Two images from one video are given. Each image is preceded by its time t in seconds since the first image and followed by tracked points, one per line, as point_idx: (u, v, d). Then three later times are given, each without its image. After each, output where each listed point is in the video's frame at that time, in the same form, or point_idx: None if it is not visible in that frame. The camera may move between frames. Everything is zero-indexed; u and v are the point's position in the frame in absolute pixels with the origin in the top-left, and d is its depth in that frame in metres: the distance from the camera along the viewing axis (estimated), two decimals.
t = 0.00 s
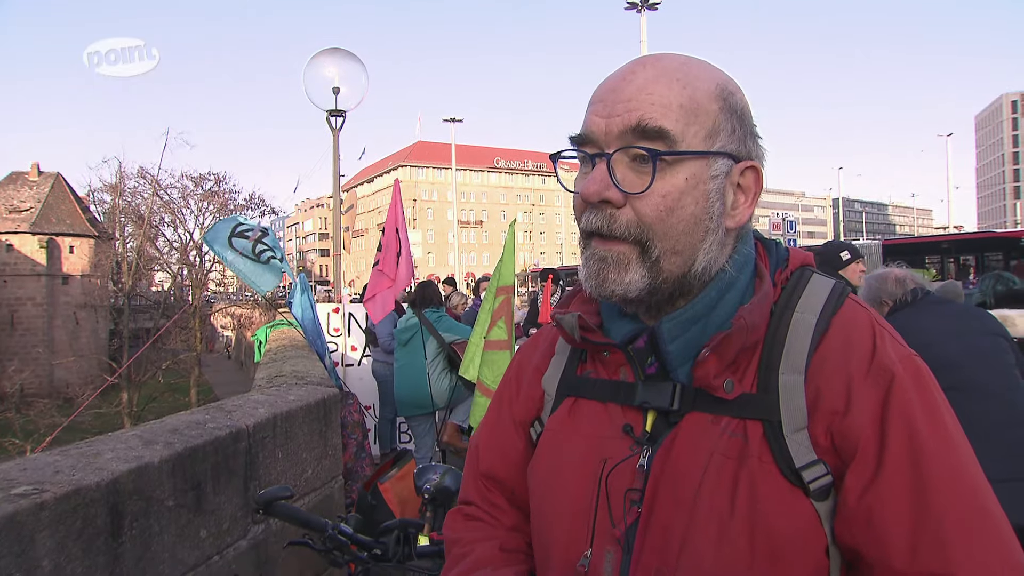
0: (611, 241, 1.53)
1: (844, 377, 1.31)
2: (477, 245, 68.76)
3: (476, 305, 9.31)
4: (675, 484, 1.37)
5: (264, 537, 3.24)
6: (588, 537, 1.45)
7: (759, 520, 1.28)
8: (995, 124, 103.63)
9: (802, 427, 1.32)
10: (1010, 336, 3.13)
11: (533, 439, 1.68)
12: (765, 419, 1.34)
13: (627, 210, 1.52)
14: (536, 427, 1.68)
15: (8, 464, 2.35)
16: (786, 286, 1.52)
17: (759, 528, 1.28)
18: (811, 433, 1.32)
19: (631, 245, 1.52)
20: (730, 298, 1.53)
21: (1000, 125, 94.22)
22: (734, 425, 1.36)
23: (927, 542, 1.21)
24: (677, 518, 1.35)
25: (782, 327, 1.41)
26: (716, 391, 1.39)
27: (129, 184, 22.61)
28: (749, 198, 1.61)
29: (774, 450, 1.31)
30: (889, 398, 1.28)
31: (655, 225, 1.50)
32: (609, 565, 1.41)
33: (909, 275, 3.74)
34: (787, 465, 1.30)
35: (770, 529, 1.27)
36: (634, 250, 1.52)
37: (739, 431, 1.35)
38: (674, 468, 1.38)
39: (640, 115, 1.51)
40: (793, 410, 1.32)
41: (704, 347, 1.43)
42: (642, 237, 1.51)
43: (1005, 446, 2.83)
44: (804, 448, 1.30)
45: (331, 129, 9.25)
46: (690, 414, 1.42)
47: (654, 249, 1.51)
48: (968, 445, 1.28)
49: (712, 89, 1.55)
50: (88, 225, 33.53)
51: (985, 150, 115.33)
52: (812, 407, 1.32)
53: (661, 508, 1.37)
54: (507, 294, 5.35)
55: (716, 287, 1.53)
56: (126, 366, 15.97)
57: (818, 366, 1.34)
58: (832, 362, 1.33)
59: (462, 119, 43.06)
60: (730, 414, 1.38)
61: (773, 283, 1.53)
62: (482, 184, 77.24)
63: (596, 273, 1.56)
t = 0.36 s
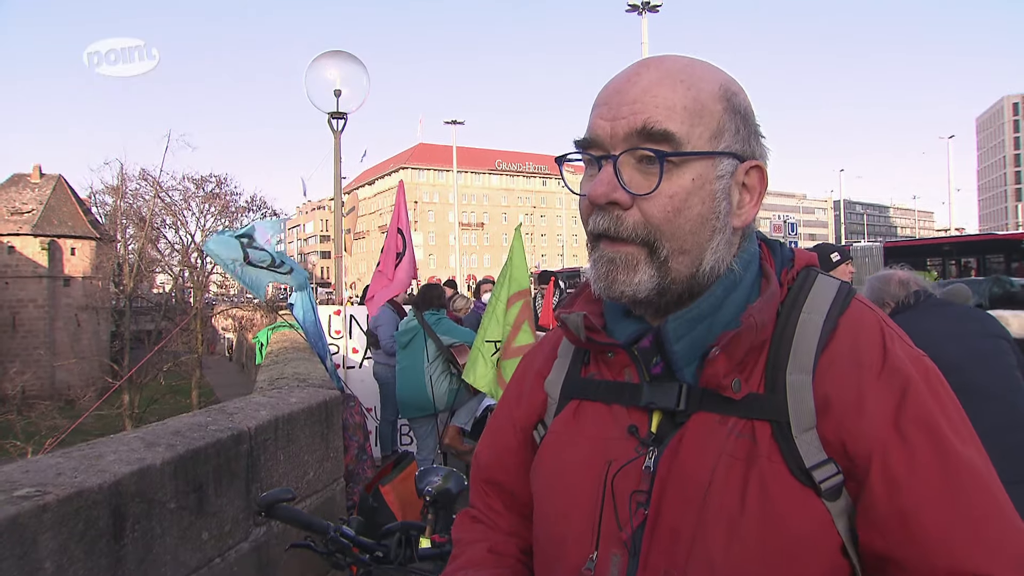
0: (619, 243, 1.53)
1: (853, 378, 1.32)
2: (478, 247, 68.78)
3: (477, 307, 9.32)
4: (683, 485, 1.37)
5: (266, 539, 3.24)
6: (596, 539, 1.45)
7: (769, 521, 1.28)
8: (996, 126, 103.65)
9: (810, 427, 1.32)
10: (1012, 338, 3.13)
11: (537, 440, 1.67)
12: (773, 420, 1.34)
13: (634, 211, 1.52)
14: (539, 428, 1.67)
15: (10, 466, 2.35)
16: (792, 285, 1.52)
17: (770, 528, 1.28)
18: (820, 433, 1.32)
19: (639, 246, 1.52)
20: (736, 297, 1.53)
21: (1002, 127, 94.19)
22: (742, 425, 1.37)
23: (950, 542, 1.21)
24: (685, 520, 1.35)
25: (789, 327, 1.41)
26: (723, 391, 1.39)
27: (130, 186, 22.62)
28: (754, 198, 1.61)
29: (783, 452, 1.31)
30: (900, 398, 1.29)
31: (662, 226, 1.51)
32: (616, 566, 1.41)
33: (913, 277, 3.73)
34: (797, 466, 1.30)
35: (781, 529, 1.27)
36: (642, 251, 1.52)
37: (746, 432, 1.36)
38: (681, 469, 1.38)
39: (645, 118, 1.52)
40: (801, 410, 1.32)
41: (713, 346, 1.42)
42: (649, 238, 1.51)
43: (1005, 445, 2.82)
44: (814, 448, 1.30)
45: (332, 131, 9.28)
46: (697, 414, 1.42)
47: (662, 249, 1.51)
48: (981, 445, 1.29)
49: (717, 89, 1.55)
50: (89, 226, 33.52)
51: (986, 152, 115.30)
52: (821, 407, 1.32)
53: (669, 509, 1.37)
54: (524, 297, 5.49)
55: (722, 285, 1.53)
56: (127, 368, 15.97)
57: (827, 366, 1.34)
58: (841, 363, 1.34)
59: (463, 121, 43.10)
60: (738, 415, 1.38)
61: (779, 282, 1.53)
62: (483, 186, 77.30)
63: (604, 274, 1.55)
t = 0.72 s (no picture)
0: (621, 249, 1.54)
1: (856, 386, 1.33)
2: (479, 252, 68.82)
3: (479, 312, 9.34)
4: (688, 493, 1.38)
5: (268, 544, 3.25)
6: (601, 547, 1.46)
7: (772, 527, 1.30)
8: (998, 131, 103.71)
9: (816, 434, 1.33)
10: (1015, 344, 3.14)
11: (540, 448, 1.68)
12: (777, 427, 1.35)
13: (635, 218, 1.53)
14: (543, 435, 1.68)
15: (15, 470, 2.36)
16: (797, 292, 1.53)
17: (776, 537, 1.29)
18: (824, 440, 1.33)
19: (641, 253, 1.53)
20: (739, 305, 1.54)
21: (1003, 133, 94.24)
22: (746, 433, 1.38)
23: (956, 546, 1.22)
24: (689, 528, 1.37)
25: (792, 334, 1.43)
26: (727, 398, 1.40)
27: (133, 191, 22.68)
28: (755, 205, 1.62)
29: (788, 459, 1.32)
30: (903, 405, 1.30)
31: (665, 232, 1.52)
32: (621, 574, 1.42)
33: (915, 282, 3.74)
34: (802, 472, 1.31)
35: (785, 534, 1.28)
36: (644, 257, 1.53)
37: (751, 440, 1.37)
38: (685, 477, 1.39)
39: (643, 127, 1.53)
40: (805, 416, 1.34)
41: (717, 354, 1.43)
42: (651, 244, 1.53)
43: (1006, 450, 2.82)
44: (818, 454, 1.31)
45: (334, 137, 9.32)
46: (701, 422, 1.43)
47: (664, 254, 1.52)
48: (986, 450, 1.29)
49: (715, 96, 1.56)
50: (92, 231, 33.61)
51: (988, 157, 115.30)
52: (824, 414, 1.34)
53: (672, 516, 1.39)
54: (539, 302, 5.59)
55: (724, 293, 1.54)
56: (129, 373, 15.99)
57: (830, 373, 1.36)
58: (844, 371, 1.35)
59: (464, 127, 43.19)
60: (741, 422, 1.39)
61: (782, 290, 1.54)
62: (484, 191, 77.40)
63: (606, 280, 1.57)
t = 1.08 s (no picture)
0: (614, 250, 1.56)
1: (850, 385, 1.34)
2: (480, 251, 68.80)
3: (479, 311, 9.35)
4: (683, 492, 1.39)
5: (269, 542, 3.26)
6: (597, 546, 1.47)
7: (767, 526, 1.30)
8: (999, 130, 103.59)
9: (809, 433, 1.34)
10: (1011, 342, 3.15)
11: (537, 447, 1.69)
12: (771, 426, 1.36)
13: (628, 219, 1.54)
14: (539, 434, 1.69)
15: (18, 468, 2.37)
16: (791, 292, 1.54)
17: (770, 534, 1.30)
18: (818, 438, 1.34)
19: (635, 254, 1.54)
20: (734, 305, 1.55)
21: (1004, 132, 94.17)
22: (741, 432, 1.39)
23: (949, 545, 1.23)
24: (683, 525, 1.38)
25: (787, 334, 1.43)
26: (722, 398, 1.41)
27: (134, 190, 22.66)
28: (748, 204, 1.63)
29: (782, 459, 1.33)
30: (897, 404, 1.30)
31: (658, 233, 1.53)
32: (616, 572, 1.43)
33: (915, 282, 3.74)
34: (796, 472, 1.32)
35: (780, 532, 1.30)
36: (638, 259, 1.54)
37: (744, 439, 1.38)
38: (680, 474, 1.40)
39: (636, 127, 1.54)
40: (798, 416, 1.35)
41: (711, 353, 1.44)
42: (645, 245, 1.53)
43: (1003, 451, 2.83)
44: (813, 453, 1.32)
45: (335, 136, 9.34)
46: (696, 421, 1.44)
47: (657, 256, 1.53)
48: (980, 449, 1.30)
49: (709, 96, 1.57)
50: (92, 230, 33.60)
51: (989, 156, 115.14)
52: (819, 412, 1.34)
53: (668, 514, 1.40)
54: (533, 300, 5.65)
55: (719, 292, 1.54)
56: (130, 372, 15.99)
57: (824, 373, 1.37)
58: (838, 371, 1.36)
59: (465, 126, 43.17)
60: (736, 421, 1.40)
61: (777, 289, 1.55)
62: (485, 190, 77.37)
63: (599, 281, 1.58)
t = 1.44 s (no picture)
0: (609, 256, 1.56)
1: (844, 387, 1.34)
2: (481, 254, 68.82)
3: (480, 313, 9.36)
4: (679, 493, 1.39)
5: (271, 544, 3.26)
6: (593, 547, 1.47)
7: (762, 525, 1.31)
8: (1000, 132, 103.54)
9: (803, 435, 1.34)
10: (1013, 343, 3.15)
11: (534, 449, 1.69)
12: (766, 428, 1.36)
13: (623, 224, 1.54)
14: (536, 436, 1.70)
15: (20, 470, 2.37)
16: (786, 294, 1.55)
17: (765, 535, 1.30)
18: (813, 440, 1.34)
19: (631, 260, 1.54)
20: (729, 308, 1.55)
21: (1005, 133, 94.13)
22: (735, 433, 1.39)
23: (942, 545, 1.23)
24: (679, 527, 1.38)
25: (782, 336, 1.44)
26: (717, 400, 1.42)
27: (136, 193, 22.66)
28: (743, 208, 1.63)
29: (776, 460, 1.33)
30: (891, 405, 1.31)
31: (653, 238, 1.53)
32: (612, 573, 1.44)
33: (917, 283, 3.73)
34: (791, 473, 1.32)
35: (775, 530, 1.30)
36: (633, 266, 1.54)
37: (740, 440, 1.38)
38: (675, 476, 1.40)
39: (631, 133, 1.54)
40: (793, 418, 1.35)
41: (704, 356, 1.44)
42: (640, 252, 1.54)
43: (1003, 452, 2.83)
44: (807, 454, 1.32)
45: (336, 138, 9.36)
46: (690, 423, 1.44)
47: (652, 262, 1.53)
48: (974, 451, 1.30)
49: (702, 100, 1.58)
50: (94, 233, 33.63)
51: (991, 158, 115.04)
52: (814, 414, 1.35)
53: (663, 516, 1.40)
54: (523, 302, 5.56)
55: (714, 296, 1.54)
56: (131, 374, 16.01)
57: (818, 374, 1.37)
58: (832, 371, 1.36)
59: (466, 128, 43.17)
60: (731, 423, 1.40)
61: (772, 292, 1.56)
62: (487, 192, 77.40)
63: (595, 286, 1.58)
